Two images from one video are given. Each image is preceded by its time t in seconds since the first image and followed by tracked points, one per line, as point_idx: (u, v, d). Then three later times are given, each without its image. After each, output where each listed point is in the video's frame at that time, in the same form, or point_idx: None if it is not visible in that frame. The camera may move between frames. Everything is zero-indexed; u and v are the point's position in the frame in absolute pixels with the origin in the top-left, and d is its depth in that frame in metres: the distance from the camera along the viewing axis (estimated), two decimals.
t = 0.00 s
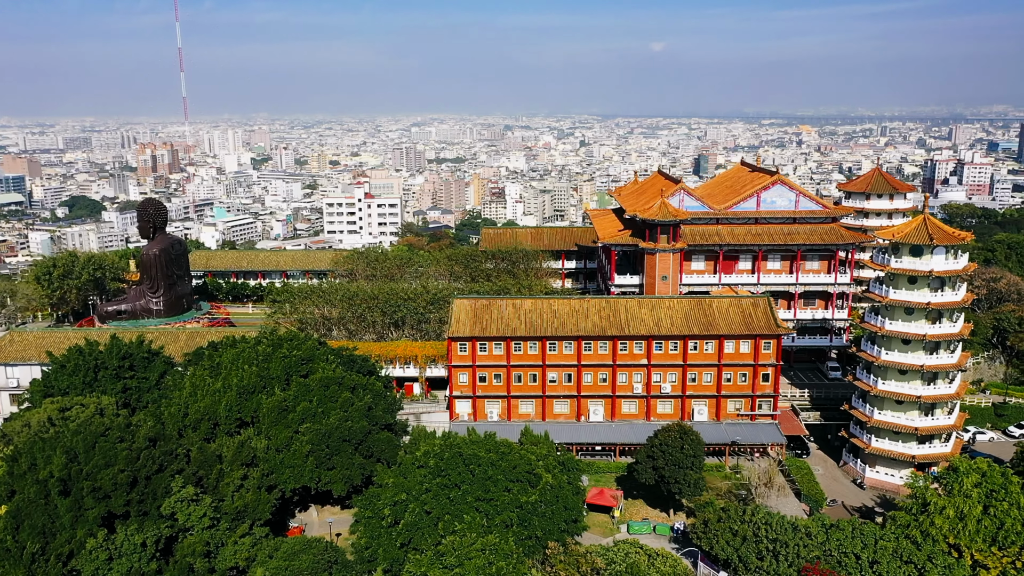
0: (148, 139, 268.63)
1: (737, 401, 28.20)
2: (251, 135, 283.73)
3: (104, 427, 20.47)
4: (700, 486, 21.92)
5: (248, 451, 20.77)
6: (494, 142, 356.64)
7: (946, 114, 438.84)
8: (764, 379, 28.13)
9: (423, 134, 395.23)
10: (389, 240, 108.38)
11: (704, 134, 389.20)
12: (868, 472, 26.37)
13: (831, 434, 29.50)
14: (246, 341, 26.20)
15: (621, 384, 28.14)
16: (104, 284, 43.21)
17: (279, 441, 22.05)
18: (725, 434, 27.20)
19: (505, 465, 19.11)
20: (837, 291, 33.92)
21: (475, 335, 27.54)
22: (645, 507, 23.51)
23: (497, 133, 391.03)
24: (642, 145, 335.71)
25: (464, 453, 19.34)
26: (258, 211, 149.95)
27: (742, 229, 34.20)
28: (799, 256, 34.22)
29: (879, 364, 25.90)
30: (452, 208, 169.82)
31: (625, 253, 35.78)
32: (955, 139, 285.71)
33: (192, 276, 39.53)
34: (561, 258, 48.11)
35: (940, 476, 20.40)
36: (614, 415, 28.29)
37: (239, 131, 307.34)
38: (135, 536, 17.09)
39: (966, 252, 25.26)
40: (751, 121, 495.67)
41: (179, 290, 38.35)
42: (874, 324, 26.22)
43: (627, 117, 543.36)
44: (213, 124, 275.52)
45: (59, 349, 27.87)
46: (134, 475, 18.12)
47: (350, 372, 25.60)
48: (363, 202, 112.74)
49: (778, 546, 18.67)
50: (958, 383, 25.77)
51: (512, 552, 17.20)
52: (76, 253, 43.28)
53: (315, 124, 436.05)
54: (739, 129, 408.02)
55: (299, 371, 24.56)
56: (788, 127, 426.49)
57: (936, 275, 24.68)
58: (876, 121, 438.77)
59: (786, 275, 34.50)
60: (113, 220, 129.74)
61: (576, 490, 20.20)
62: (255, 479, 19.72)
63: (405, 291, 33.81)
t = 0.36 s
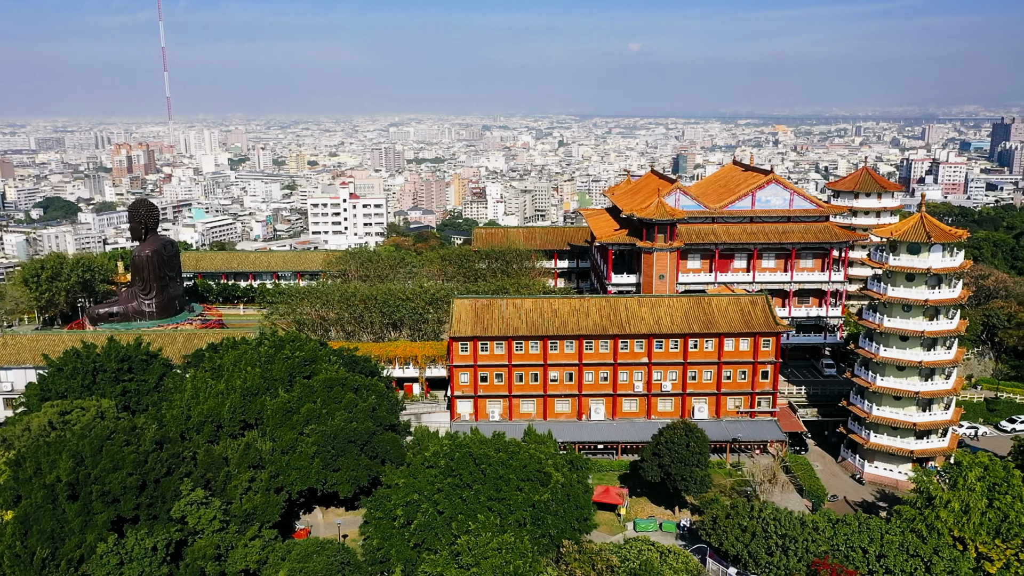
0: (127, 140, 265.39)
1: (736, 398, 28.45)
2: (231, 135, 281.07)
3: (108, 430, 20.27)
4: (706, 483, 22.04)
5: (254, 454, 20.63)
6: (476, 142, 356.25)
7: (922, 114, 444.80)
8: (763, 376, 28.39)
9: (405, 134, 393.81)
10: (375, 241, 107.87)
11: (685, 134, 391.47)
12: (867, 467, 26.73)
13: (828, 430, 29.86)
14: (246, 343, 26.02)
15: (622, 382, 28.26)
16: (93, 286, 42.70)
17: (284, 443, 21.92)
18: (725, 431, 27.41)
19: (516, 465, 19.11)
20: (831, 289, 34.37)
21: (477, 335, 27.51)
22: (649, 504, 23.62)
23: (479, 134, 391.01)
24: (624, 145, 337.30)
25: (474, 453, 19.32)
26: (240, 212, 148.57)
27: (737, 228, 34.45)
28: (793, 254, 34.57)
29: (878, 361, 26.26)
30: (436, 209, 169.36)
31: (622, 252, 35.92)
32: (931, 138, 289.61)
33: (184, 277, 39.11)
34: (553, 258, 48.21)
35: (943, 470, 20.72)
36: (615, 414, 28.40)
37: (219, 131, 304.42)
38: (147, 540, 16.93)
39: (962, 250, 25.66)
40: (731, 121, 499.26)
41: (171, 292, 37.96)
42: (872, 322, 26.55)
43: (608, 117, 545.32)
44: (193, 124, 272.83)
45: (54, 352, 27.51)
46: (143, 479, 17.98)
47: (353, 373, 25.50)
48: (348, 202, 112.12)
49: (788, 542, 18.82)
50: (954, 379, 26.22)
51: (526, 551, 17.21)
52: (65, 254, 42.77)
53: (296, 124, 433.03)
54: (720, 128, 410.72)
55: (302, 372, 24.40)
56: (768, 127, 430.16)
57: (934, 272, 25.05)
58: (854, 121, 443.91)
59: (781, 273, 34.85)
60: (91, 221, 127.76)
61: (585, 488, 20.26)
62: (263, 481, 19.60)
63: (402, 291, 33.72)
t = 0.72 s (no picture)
0: (106, 141, 262.23)
1: (736, 395, 28.66)
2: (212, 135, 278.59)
3: (114, 432, 20.10)
4: (712, 480, 22.18)
5: (262, 455, 20.50)
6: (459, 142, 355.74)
7: (900, 114, 450.18)
8: (763, 374, 28.62)
9: (388, 134, 392.34)
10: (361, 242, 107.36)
11: (667, 134, 393.28)
12: (866, 463, 27.04)
13: (825, 426, 30.18)
14: (247, 344, 25.84)
15: (623, 381, 28.36)
16: (83, 288, 42.30)
17: (290, 444, 21.81)
18: (726, 429, 27.60)
19: (527, 463, 19.10)
20: (826, 287, 34.89)
21: (479, 335, 27.49)
22: (654, 502, 23.73)
23: (462, 134, 390.26)
24: (607, 145, 338.25)
25: (485, 452, 19.35)
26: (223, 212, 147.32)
27: (733, 227, 34.71)
28: (788, 253, 34.92)
29: (877, 358, 26.58)
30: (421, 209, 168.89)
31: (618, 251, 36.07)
32: (909, 138, 293.25)
33: (177, 279, 38.75)
34: (546, 257, 48.28)
35: (946, 465, 21.03)
36: (616, 412, 28.48)
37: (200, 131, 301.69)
38: (158, 543, 16.84)
39: (958, 247, 26.08)
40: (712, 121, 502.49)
41: (164, 293, 37.60)
42: (870, 319, 26.87)
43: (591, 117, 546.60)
44: (173, 124, 270.00)
45: (50, 355, 27.21)
46: (152, 482, 17.88)
47: (356, 373, 25.40)
48: (334, 203, 111.52)
49: (796, 537, 18.97)
50: (951, 375, 26.60)
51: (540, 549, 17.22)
52: (54, 256, 42.25)
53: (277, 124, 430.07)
54: (701, 128, 413.35)
55: (306, 373, 24.28)
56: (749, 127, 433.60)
57: (932, 270, 25.42)
58: (834, 121, 448.16)
59: (776, 272, 35.24)
60: (70, 222, 126.04)
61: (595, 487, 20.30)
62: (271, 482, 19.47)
63: (400, 291, 33.64)
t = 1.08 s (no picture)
0: (82, 141, 258.72)
1: (734, 393, 28.92)
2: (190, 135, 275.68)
3: (117, 436, 19.91)
4: (717, 476, 22.36)
5: (268, 457, 20.38)
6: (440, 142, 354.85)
7: (876, 114, 456.03)
8: (760, 371, 28.91)
9: (368, 134, 390.53)
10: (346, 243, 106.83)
11: (647, 134, 395.39)
12: (863, 458, 27.45)
13: (821, 422, 30.55)
14: (247, 346, 25.67)
15: (623, 379, 28.49)
16: (70, 291, 41.81)
17: (295, 446, 21.71)
18: (726, 426, 27.84)
19: (538, 461, 19.13)
20: (818, 285, 35.32)
21: (479, 335, 27.48)
22: (658, 499, 23.86)
23: (443, 134, 389.99)
24: (588, 145, 339.59)
25: (494, 450, 19.41)
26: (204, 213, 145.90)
27: (727, 226, 35.01)
28: (781, 251, 35.31)
29: (873, 354, 26.98)
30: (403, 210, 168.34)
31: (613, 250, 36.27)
32: (885, 138, 297.34)
33: (168, 280, 38.37)
34: (538, 257, 48.38)
35: (946, 459, 21.37)
36: (616, 410, 28.61)
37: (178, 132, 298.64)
38: (169, 547, 16.74)
39: (952, 245, 26.56)
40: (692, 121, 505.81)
41: (156, 295, 37.21)
42: (867, 316, 27.28)
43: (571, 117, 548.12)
44: (150, 125, 267.05)
45: (44, 359, 26.89)
46: (162, 486, 17.77)
47: (357, 374, 25.31)
48: (318, 203, 110.87)
49: (804, 533, 19.16)
50: (946, 370, 27.05)
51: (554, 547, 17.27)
52: (41, 258, 41.72)
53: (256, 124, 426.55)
54: (681, 128, 416.16)
55: (308, 374, 24.17)
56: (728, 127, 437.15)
57: (927, 267, 25.87)
58: (811, 121, 453.18)
59: (770, 270, 35.62)
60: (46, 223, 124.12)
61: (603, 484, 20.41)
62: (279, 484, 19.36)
63: (396, 292, 33.57)
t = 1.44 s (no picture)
0: (64, 142, 255.74)
1: (738, 390, 29.13)
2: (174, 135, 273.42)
3: (128, 438, 19.74)
4: (726, 473, 22.51)
5: (280, 457, 20.29)
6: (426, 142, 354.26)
7: (858, 114, 460.18)
8: (764, 368, 29.13)
9: (354, 134, 389.01)
10: (335, 243, 106.38)
11: (633, 134, 396.66)
12: (866, 454, 27.77)
13: (822, 419, 30.85)
14: (253, 347, 25.54)
15: (628, 377, 28.59)
16: (65, 292, 41.40)
17: (306, 446, 21.64)
18: (731, 423, 28.04)
19: (553, 459, 19.16)
20: (817, 282, 35.63)
21: (486, 334, 27.49)
22: (666, 496, 23.98)
23: (429, 134, 389.39)
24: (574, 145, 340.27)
25: (509, 448, 19.46)
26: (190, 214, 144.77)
27: (727, 225, 35.24)
28: (780, 249, 35.60)
29: (876, 351, 27.29)
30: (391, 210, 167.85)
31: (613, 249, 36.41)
32: (867, 138, 299.80)
33: (165, 281, 38.05)
34: (534, 256, 48.44)
35: (953, 453, 21.64)
36: (621, 408, 28.72)
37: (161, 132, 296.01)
38: (187, 548, 16.68)
39: (953, 242, 26.89)
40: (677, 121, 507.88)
41: (153, 296, 36.88)
42: (870, 313, 27.58)
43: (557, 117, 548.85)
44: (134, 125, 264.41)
45: (46, 361, 26.61)
46: (177, 488, 17.67)
47: (365, 373, 25.23)
48: (307, 203, 110.28)
49: (817, 528, 19.30)
50: (948, 366, 27.40)
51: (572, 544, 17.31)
52: (34, 260, 41.28)
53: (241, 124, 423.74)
54: (664, 129, 417.74)
55: (316, 374, 24.09)
56: (712, 127, 439.53)
57: (929, 264, 26.19)
58: (795, 121, 456.37)
59: (769, 268, 35.90)
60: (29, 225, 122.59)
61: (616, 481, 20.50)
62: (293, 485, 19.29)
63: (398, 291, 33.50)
